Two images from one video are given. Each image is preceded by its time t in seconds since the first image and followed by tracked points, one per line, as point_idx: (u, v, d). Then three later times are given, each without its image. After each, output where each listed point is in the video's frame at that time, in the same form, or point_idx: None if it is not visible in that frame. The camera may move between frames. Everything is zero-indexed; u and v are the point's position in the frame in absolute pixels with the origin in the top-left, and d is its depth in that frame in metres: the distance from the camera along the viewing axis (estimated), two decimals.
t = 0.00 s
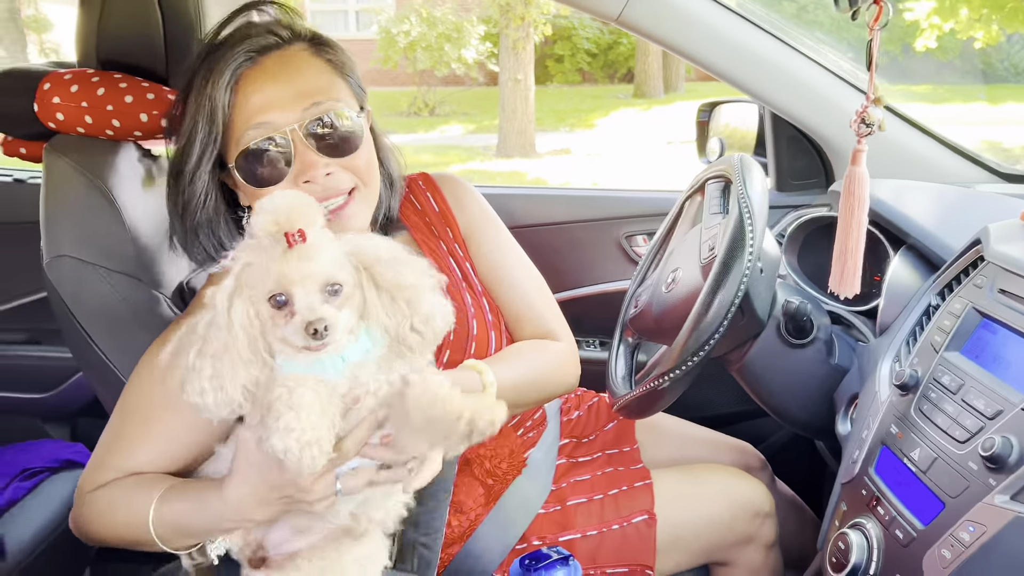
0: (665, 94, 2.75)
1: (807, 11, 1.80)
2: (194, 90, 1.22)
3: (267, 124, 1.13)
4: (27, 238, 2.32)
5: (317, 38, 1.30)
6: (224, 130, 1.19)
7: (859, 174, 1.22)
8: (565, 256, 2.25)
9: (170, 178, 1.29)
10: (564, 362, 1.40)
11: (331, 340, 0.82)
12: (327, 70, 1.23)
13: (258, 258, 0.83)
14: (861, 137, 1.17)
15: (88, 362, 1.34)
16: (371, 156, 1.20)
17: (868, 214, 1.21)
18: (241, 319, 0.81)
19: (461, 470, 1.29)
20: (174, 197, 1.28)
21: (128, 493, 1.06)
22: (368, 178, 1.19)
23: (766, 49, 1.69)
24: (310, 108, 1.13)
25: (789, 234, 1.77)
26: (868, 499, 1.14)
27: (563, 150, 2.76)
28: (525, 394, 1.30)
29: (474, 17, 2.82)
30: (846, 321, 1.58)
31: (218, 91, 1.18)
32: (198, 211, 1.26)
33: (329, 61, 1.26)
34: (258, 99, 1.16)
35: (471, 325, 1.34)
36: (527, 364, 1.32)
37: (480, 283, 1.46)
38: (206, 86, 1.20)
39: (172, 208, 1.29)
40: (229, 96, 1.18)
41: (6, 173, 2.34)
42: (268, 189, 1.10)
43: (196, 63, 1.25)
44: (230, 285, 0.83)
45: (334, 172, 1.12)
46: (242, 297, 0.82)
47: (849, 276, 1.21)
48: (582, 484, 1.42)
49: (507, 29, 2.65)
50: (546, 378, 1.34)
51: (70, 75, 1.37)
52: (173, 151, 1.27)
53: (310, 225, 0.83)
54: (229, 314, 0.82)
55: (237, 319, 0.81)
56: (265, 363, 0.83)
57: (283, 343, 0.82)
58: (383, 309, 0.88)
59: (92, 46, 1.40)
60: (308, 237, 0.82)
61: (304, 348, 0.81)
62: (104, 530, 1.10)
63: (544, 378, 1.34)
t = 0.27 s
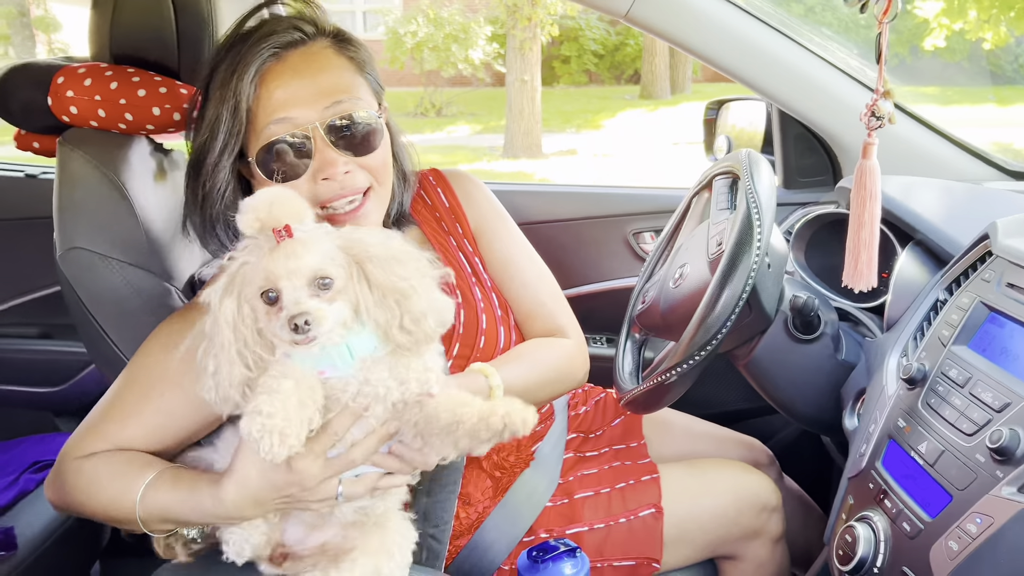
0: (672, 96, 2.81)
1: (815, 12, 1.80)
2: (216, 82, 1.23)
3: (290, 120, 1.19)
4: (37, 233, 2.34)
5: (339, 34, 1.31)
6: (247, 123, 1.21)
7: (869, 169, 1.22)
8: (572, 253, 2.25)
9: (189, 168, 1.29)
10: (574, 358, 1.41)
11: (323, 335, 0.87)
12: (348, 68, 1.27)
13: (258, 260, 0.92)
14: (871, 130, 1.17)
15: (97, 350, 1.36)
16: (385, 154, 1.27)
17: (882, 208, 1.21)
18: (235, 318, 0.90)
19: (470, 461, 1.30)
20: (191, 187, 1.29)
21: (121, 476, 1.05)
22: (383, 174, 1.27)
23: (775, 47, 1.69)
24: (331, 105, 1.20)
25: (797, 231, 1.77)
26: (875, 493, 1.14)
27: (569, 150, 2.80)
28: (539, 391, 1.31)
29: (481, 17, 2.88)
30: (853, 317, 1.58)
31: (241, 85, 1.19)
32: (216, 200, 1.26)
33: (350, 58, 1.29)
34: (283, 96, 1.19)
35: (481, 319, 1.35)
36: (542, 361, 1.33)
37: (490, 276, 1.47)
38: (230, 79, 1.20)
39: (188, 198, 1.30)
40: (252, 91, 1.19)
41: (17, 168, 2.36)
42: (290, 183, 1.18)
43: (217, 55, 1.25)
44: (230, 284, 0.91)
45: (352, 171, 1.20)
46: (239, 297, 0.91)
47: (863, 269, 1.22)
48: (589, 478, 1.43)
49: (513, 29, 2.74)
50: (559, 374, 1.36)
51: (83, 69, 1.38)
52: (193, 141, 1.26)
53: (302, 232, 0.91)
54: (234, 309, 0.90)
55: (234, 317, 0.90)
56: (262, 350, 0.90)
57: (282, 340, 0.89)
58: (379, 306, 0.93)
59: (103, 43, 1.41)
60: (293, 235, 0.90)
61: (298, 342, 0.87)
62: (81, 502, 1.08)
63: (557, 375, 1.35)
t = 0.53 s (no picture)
0: (677, 99, 2.85)
1: (820, 16, 1.76)
2: (243, 77, 1.21)
3: (312, 116, 1.13)
4: (46, 231, 2.35)
5: (365, 38, 1.30)
6: (272, 119, 1.17)
7: (879, 166, 1.22)
8: (580, 253, 2.26)
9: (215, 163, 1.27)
10: (585, 368, 1.43)
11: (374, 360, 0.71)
12: (374, 70, 1.24)
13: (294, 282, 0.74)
14: (881, 130, 1.17)
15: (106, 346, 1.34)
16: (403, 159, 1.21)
17: (888, 208, 1.22)
18: (279, 335, 0.72)
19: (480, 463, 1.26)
20: (218, 181, 1.28)
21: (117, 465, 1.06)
22: (399, 178, 1.21)
23: (783, 49, 1.70)
24: (354, 106, 1.13)
25: (805, 232, 1.77)
26: (885, 493, 1.14)
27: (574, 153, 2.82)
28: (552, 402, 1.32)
29: (487, 20, 2.88)
30: (861, 318, 1.59)
31: (269, 81, 1.17)
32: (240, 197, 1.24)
33: (375, 60, 1.27)
34: (307, 92, 1.15)
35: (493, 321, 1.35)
36: (558, 375, 1.36)
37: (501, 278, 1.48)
38: (258, 74, 1.19)
39: (215, 192, 1.29)
40: (279, 86, 1.17)
41: (26, 167, 2.37)
42: (308, 180, 1.11)
43: (245, 52, 1.25)
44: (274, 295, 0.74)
45: (372, 171, 1.13)
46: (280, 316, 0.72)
47: (868, 266, 1.21)
48: (598, 478, 1.43)
49: (518, 32, 2.74)
50: (573, 385, 1.37)
51: (96, 68, 1.39)
52: (218, 135, 1.25)
53: (355, 240, 0.73)
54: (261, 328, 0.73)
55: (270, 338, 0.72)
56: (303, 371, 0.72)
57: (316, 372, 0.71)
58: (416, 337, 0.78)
59: (113, 42, 1.41)
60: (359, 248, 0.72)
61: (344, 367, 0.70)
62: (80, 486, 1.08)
63: (569, 384, 1.36)
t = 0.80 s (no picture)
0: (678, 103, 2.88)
1: (821, 21, 1.76)
2: (265, 74, 1.19)
3: (334, 116, 1.16)
4: (49, 231, 2.35)
5: (383, 38, 1.31)
6: (298, 118, 1.17)
7: (885, 169, 1.22)
8: (582, 256, 2.26)
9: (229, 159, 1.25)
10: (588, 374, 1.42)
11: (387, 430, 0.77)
12: (391, 71, 1.26)
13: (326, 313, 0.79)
14: (886, 132, 1.17)
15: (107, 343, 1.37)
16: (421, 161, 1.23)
17: (893, 210, 1.22)
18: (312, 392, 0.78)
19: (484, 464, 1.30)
20: (235, 181, 1.25)
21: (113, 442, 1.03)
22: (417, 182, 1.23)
23: (785, 51, 1.70)
24: (375, 107, 1.17)
25: (807, 235, 1.77)
26: (888, 496, 1.14)
27: (575, 156, 2.82)
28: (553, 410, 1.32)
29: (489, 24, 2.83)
30: (864, 321, 1.59)
31: (295, 78, 1.16)
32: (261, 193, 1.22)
33: (392, 61, 1.29)
34: (330, 93, 1.17)
35: (498, 323, 1.35)
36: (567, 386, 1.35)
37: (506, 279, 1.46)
38: (284, 72, 1.17)
39: (232, 191, 1.26)
40: (305, 85, 1.17)
41: (30, 167, 2.37)
42: (330, 180, 1.15)
43: (265, 47, 1.22)
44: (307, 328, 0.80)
45: (392, 174, 1.17)
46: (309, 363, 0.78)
47: (875, 269, 1.21)
48: (601, 479, 1.43)
49: (520, 35, 2.74)
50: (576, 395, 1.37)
51: (102, 67, 1.40)
52: (236, 130, 1.22)
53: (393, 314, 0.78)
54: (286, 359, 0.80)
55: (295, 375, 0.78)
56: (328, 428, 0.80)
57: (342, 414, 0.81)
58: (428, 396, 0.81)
59: (120, 43, 1.41)
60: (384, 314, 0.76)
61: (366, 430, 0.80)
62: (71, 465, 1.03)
63: (572, 393, 1.36)
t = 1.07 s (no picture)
0: (678, 108, 2.90)
1: (822, 26, 1.77)
2: (283, 66, 1.24)
3: (346, 104, 1.18)
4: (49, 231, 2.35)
5: (400, 33, 1.34)
6: (311, 104, 1.20)
7: (888, 168, 1.22)
8: (583, 257, 2.26)
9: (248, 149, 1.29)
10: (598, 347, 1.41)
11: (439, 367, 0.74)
12: (406, 63, 1.28)
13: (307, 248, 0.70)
14: (889, 130, 1.17)
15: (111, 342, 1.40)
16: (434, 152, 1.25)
17: (895, 210, 1.21)
18: (350, 338, 0.69)
19: (483, 463, 1.31)
20: (254, 170, 1.28)
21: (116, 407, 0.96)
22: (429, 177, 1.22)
23: (787, 53, 1.70)
24: (388, 98, 1.19)
25: (808, 237, 1.77)
26: (889, 495, 1.14)
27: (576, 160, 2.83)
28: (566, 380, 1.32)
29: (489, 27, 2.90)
30: (865, 322, 1.58)
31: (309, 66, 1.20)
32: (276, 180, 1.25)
33: (408, 55, 1.31)
34: (343, 81, 1.20)
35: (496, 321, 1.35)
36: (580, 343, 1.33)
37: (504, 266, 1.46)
38: (298, 62, 1.21)
39: (252, 181, 1.29)
40: (319, 73, 1.20)
41: (32, 167, 2.38)
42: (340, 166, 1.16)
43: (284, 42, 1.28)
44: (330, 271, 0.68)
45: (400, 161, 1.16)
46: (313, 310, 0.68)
47: (878, 268, 1.21)
48: (602, 480, 1.42)
49: (521, 39, 2.77)
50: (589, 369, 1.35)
51: (103, 63, 1.40)
52: (255, 120, 1.27)
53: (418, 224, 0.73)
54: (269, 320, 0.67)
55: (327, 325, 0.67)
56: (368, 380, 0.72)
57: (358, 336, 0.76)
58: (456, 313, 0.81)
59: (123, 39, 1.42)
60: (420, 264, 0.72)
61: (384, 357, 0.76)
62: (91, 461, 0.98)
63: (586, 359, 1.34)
